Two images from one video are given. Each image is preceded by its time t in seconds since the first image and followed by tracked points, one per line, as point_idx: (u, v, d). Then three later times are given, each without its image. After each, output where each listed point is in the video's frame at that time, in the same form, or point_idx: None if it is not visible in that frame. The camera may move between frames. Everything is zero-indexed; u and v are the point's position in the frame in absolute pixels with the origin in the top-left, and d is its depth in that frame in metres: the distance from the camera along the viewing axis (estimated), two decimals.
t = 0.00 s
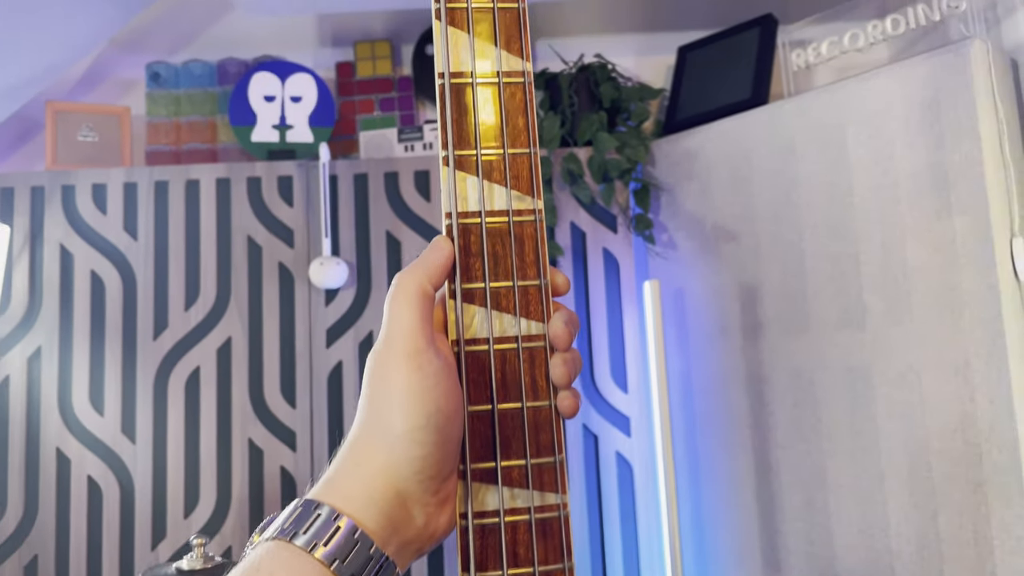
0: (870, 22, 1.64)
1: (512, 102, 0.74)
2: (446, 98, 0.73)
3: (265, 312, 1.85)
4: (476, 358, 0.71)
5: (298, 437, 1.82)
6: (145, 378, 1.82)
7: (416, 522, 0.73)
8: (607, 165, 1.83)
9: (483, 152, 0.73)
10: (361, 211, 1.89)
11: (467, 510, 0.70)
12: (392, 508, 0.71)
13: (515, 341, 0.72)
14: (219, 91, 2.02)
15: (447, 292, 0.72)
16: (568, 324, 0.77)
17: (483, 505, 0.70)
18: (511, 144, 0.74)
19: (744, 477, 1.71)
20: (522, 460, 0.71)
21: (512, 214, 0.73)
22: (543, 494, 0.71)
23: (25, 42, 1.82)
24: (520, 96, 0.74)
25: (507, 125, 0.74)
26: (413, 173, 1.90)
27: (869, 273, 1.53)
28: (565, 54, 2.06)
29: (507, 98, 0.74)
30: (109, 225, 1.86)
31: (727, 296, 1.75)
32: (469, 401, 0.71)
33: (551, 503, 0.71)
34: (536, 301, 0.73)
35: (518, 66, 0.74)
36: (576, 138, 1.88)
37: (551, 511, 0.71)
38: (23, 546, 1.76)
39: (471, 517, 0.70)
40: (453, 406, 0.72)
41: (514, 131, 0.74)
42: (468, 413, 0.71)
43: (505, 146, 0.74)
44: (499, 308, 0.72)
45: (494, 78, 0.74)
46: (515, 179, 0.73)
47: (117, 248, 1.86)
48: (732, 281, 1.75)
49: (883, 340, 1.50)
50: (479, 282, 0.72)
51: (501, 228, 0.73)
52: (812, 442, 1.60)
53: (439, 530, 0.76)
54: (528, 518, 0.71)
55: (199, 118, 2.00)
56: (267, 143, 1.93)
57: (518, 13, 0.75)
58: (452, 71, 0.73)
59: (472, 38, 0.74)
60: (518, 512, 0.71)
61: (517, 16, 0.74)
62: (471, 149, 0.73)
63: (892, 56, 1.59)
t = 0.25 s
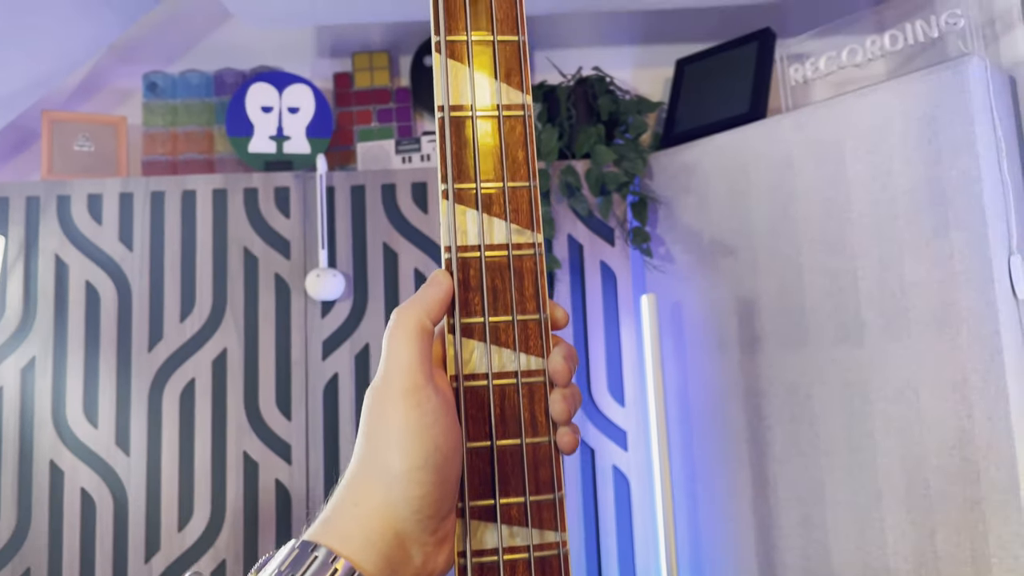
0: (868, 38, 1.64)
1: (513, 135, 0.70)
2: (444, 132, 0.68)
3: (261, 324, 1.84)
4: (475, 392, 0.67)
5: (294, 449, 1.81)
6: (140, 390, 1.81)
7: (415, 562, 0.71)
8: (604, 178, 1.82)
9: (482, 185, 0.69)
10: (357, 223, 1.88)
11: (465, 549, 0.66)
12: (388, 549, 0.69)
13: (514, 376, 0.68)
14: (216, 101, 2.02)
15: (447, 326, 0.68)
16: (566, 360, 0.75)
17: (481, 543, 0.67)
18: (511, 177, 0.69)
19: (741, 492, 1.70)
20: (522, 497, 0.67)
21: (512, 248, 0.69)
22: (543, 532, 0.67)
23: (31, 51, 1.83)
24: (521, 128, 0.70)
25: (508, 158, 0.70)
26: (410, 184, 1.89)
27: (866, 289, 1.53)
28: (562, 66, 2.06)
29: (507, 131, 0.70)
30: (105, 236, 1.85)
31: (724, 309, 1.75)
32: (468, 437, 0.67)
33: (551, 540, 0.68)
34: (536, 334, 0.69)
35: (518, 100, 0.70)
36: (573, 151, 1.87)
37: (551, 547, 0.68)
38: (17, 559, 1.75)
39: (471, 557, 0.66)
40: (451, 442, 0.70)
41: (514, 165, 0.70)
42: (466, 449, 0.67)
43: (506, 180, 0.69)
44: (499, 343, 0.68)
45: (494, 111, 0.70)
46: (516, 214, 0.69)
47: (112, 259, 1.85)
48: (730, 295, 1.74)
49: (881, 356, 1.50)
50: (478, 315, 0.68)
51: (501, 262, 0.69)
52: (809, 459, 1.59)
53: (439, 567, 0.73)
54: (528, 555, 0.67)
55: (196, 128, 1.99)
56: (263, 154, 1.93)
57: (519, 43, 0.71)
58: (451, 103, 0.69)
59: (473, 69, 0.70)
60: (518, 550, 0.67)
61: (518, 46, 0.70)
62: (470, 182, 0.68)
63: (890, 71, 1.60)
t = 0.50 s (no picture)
0: (867, 50, 1.64)
1: (516, 159, 0.70)
2: (448, 155, 0.69)
3: (259, 332, 1.84)
4: (478, 416, 0.68)
5: (291, 458, 1.80)
6: (137, 398, 1.80)
7: None
8: (603, 188, 1.82)
9: (486, 209, 0.69)
10: (356, 232, 1.88)
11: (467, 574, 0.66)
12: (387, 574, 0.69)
13: (518, 400, 0.69)
14: (215, 109, 2.02)
15: (450, 349, 0.68)
16: (571, 385, 0.73)
17: (484, 568, 0.66)
18: (515, 201, 0.70)
19: (738, 502, 1.69)
20: (525, 522, 0.67)
21: (515, 272, 0.69)
22: (546, 558, 0.67)
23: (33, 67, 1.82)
24: (524, 152, 0.71)
25: (511, 182, 0.70)
26: (409, 193, 1.89)
27: (865, 300, 1.53)
28: (562, 76, 2.06)
29: (510, 154, 0.70)
30: (103, 243, 1.85)
31: (723, 319, 1.74)
32: (472, 461, 0.67)
33: (555, 566, 0.67)
34: (539, 357, 0.70)
35: (521, 123, 0.71)
36: (573, 160, 1.87)
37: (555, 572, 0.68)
38: (12, 567, 1.74)
39: None
40: (453, 466, 0.70)
41: (518, 189, 0.70)
42: (469, 473, 0.67)
43: (509, 204, 0.69)
44: (502, 367, 0.69)
45: (497, 134, 0.70)
46: (519, 237, 0.69)
47: (110, 266, 1.84)
48: (728, 305, 1.74)
49: (880, 367, 1.50)
50: (481, 339, 0.68)
51: (504, 286, 0.69)
52: (807, 469, 1.59)
53: None
54: None
55: (194, 136, 1.99)
56: (262, 162, 1.92)
57: (522, 66, 0.71)
58: (455, 127, 0.69)
59: (476, 92, 0.70)
60: None
61: (522, 69, 0.70)
62: (473, 206, 0.68)
63: (888, 84, 1.62)
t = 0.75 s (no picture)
0: (863, 63, 1.63)
1: (512, 188, 0.69)
2: (442, 184, 0.68)
3: (253, 342, 1.83)
4: (473, 449, 0.67)
5: (285, 469, 1.79)
6: (130, 408, 1.79)
7: None
8: (599, 198, 1.82)
9: (481, 239, 0.68)
10: (351, 242, 1.87)
11: None
12: None
13: (513, 435, 0.68)
14: (210, 117, 2.01)
15: (445, 382, 0.67)
16: (566, 417, 0.74)
17: None
18: (511, 231, 0.69)
19: (733, 516, 1.69)
20: (520, 558, 0.67)
21: (511, 302, 0.69)
22: None
23: (31, 76, 1.82)
24: (520, 181, 0.70)
25: (507, 212, 0.69)
26: (405, 203, 1.89)
27: (861, 314, 1.53)
28: (557, 86, 2.05)
29: (506, 183, 0.69)
30: (96, 252, 1.84)
31: (718, 331, 1.74)
32: (466, 496, 0.66)
33: None
34: (535, 390, 0.69)
35: (518, 151, 0.70)
36: (568, 171, 1.87)
37: None
38: None
39: None
40: (447, 505, 0.67)
41: (513, 218, 0.69)
42: (463, 509, 0.66)
43: (505, 234, 0.69)
44: (496, 401, 0.68)
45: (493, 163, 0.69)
46: (515, 268, 0.69)
47: (103, 275, 1.83)
48: (724, 317, 1.73)
49: (875, 381, 1.50)
50: (476, 371, 0.67)
51: (499, 316, 0.69)
52: (802, 483, 1.59)
53: None
54: None
55: (189, 144, 1.98)
56: (258, 171, 1.91)
57: (519, 94, 0.71)
58: (450, 155, 0.69)
59: (472, 121, 0.69)
60: None
61: (518, 97, 0.70)
62: (469, 236, 0.68)
63: (884, 96, 1.60)
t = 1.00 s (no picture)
0: (858, 77, 1.64)
1: (507, 221, 0.69)
2: (437, 219, 0.68)
3: (247, 354, 1.82)
4: (467, 484, 0.67)
5: (279, 481, 1.79)
6: (123, 419, 1.78)
7: None
8: (595, 210, 1.81)
9: (476, 272, 0.69)
10: (346, 252, 1.87)
11: None
12: None
13: (507, 469, 0.68)
14: (205, 127, 2.00)
15: (439, 417, 0.67)
16: (562, 451, 0.72)
17: None
18: (505, 264, 0.70)
19: (727, 529, 1.69)
20: None
21: (506, 335, 0.69)
22: None
23: (22, 84, 1.81)
24: (515, 215, 0.70)
25: (502, 245, 0.70)
26: (400, 213, 1.88)
27: (855, 328, 1.53)
28: (553, 97, 2.05)
29: (501, 217, 0.69)
30: (90, 262, 1.83)
31: (712, 344, 1.74)
32: (460, 532, 0.66)
33: None
34: (529, 424, 0.69)
35: (513, 186, 0.70)
36: (564, 182, 1.86)
37: None
38: None
39: None
40: (443, 542, 0.66)
41: (508, 251, 0.70)
42: (457, 544, 0.66)
43: (500, 267, 0.69)
44: (491, 435, 0.68)
45: (488, 197, 0.70)
46: (510, 301, 0.69)
47: (96, 285, 1.82)
48: (718, 329, 1.74)
49: (870, 395, 1.50)
50: (470, 405, 0.68)
51: (494, 349, 0.69)
52: (796, 496, 1.59)
53: None
54: None
55: (183, 154, 1.97)
56: (253, 181, 1.91)
57: (514, 128, 0.71)
58: (445, 189, 0.69)
59: (467, 156, 0.69)
60: None
61: (513, 132, 0.70)
62: (464, 269, 0.68)
63: (878, 110, 1.60)
